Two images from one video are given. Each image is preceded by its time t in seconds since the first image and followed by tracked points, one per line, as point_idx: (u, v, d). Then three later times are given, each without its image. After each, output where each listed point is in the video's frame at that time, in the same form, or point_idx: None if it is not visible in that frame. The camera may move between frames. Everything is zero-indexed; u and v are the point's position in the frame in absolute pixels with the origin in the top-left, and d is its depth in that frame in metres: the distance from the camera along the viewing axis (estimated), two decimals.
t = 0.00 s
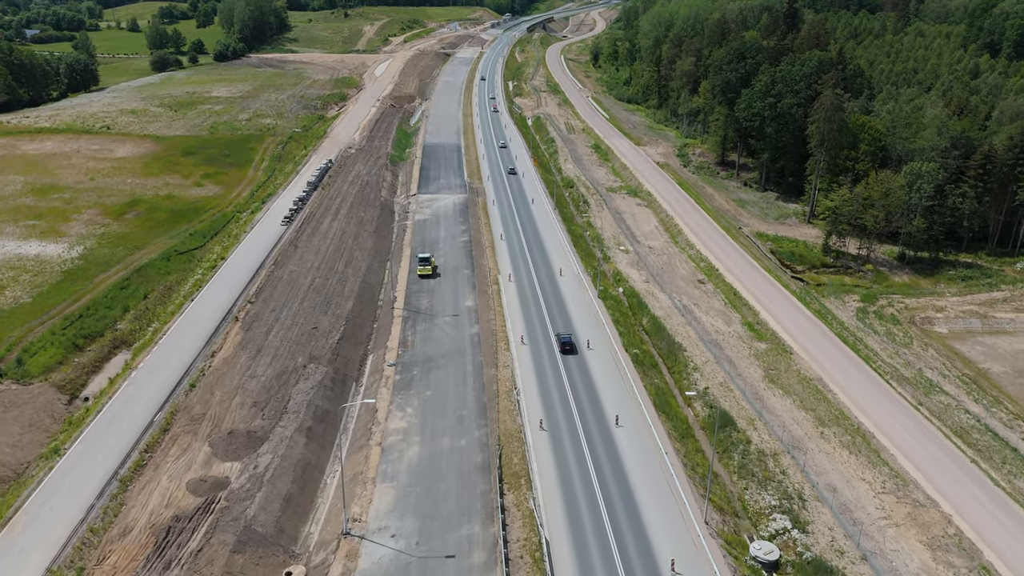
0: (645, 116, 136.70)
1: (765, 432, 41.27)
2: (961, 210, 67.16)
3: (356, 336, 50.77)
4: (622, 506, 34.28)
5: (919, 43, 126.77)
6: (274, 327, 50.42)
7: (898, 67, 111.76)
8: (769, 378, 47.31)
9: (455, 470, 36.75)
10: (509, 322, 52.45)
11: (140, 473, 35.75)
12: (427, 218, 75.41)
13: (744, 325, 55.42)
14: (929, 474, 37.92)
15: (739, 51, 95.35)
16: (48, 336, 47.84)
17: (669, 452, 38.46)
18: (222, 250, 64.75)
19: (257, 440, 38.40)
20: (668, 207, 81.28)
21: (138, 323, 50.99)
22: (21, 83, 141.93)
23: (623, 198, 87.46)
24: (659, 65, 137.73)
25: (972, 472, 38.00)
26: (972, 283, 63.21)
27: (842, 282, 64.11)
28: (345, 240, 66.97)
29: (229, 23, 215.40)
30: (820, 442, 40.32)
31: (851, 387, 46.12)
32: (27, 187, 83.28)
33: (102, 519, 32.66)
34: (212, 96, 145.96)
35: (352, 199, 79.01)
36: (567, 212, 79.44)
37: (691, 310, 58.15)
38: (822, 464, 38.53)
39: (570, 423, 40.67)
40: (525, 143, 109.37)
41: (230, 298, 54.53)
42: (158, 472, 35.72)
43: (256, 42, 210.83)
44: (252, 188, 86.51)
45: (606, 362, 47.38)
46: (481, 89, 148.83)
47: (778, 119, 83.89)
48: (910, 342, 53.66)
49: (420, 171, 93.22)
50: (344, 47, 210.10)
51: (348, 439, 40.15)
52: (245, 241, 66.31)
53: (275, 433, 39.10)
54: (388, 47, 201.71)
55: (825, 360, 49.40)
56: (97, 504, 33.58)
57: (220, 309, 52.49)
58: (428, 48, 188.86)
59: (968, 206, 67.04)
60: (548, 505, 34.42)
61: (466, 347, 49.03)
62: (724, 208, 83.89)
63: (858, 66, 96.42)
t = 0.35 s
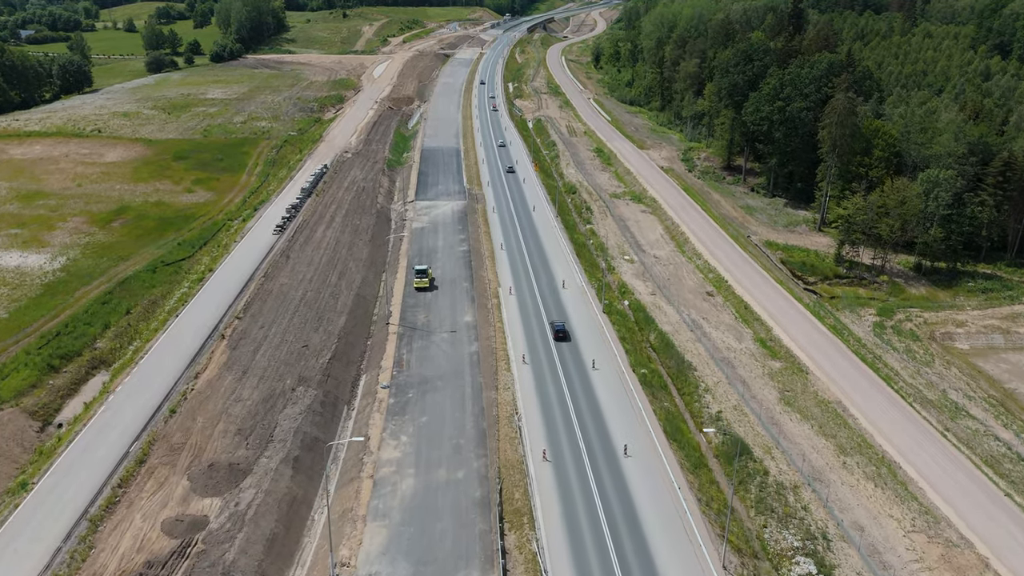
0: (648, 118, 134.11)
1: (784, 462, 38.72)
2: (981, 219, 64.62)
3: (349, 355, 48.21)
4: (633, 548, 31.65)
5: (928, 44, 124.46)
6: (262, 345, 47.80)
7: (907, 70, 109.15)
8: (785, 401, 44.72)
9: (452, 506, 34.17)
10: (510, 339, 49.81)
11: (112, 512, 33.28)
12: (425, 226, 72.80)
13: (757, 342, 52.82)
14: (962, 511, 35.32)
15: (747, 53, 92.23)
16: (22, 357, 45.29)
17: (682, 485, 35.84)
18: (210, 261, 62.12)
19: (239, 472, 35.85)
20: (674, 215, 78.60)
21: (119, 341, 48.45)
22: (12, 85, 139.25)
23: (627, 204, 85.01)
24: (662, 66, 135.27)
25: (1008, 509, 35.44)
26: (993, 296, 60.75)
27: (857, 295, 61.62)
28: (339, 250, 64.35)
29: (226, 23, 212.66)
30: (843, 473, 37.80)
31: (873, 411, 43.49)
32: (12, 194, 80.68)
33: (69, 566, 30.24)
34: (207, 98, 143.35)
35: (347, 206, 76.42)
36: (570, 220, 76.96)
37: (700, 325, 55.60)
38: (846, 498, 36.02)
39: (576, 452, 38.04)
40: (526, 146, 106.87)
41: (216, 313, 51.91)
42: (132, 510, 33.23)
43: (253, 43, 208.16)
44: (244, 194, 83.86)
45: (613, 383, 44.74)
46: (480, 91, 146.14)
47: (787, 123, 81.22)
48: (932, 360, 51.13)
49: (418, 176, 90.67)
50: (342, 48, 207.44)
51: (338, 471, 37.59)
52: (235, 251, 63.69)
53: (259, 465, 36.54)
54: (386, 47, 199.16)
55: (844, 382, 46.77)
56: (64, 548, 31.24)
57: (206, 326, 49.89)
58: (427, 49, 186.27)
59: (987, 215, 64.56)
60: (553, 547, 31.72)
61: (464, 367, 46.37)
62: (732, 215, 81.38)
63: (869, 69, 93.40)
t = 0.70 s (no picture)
0: (651, 121, 131.55)
1: (805, 496, 36.14)
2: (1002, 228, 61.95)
3: (340, 376, 45.60)
4: None
5: (936, 45, 122.09)
6: (248, 367, 45.18)
7: (916, 72, 106.72)
8: (803, 427, 42.11)
9: (448, 549, 31.54)
10: (512, 358, 47.11)
11: (80, 556, 30.84)
12: (422, 235, 70.17)
13: (771, 360, 50.19)
14: (1001, 555, 32.66)
15: (755, 55, 89.17)
16: None
17: (697, 523, 33.16)
18: (198, 272, 59.54)
19: (219, 510, 33.27)
20: (680, 222, 75.96)
21: (97, 362, 45.95)
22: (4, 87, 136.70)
23: (632, 211, 82.56)
24: (665, 67, 132.87)
25: None
26: (1015, 309, 58.16)
27: (873, 308, 59.11)
28: (332, 261, 61.68)
29: (223, 24, 210.06)
30: (869, 509, 35.26)
31: (897, 439, 40.85)
32: None
33: None
34: (201, 100, 140.80)
35: (342, 214, 73.77)
36: (572, 228, 74.45)
37: (711, 341, 52.99)
38: (873, 538, 33.49)
39: (583, 487, 35.33)
40: (527, 150, 104.34)
41: (202, 330, 49.25)
42: (101, 554, 30.75)
43: (250, 43, 205.54)
44: (236, 200, 81.26)
45: (621, 408, 42.04)
46: (480, 92, 143.58)
47: (797, 127, 78.50)
48: (956, 380, 48.54)
49: (416, 181, 88.06)
50: (340, 49, 204.75)
51: (326, 507, 35.00)
52: (224, 262, 61.13)
53: (241, 501, 33.96)
54: (385, 47, 196.75)
55: (865, 405, 44.15)
56: None
57: (190, 345, 47.28)
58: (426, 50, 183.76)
59: (1009, 224, 61.95)
60: None
61: (462, 389, 43.73)
62: (739, 221, 78.85)
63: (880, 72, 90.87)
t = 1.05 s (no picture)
0: (655, 123, 128.96)
1: (831, 536, 33.58)
2: None
3: (332, 400, 43.00)
4: None
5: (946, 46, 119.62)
6: (234, 389, 42.58)
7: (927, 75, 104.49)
8: (825, 456, 39.54)
9: None
10: (514, 380, 44.49)
11: None
12: (420, 244, 67.61)
13: (787, 381, 47.53)
14: None
15: (763, 57, 86.52)
16: None
17: (715, 569, 30.54)
18: (185, 285, 57.00)
19: (195, 554, 30.75)
20: (688, 230, 73.34)
21: (74, 383, 43.50)
22: None
23: (637, 218, 80.02)
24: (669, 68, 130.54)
25: None
26: None
27: (892, 323, 56.58)
28: (325, 273, 59.04)
29: (221, 24, 207.51)
30: (900, 551, 32.72)
31: (926, 472, 38.25)
32: None
33: None
34: (197, 102, 138.26)
35: (338, 222, 71.19)
36: (576, 236, 71.95)
37: (723, 359, 50.43)
38: None
39: (591, 527, 32.71)
40: (528, 153, 101.78)
41: (186, 349, 46.62)
42: None
43: (248, 44, 203.03)
44: (229, 207, 78.71)
45: (631, 436, 39.39)
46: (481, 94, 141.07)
47: (809, 131, 76.00)
48: (984, 404, 45.96)
49: (414, 186, 85.54)
50: (340, 49, 202.25)
51: (313, 549, 32.48)
52: (212, 274, 58.55)
53: (220, 544, 31.45)
54: (385, 48, 194.30)
55: (890, 433, 41.50)
56: None
57: (173, 365, 44.69)
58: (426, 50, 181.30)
59: None
60: None
61: (461, 414, 41.12)
62: (749, 229, 76.31)
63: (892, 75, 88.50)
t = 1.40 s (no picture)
0: (660, 126, 126.31)
1: None
2: None
3: (323, 426, 40.39)
4: None
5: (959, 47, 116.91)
6: (219, 415, 39.97)
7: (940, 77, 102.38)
8: (851, 490, 36.91)
9: None
10: (518, 405, 41.82)
11: None
12: (419, 254, 64.99)
13: (806, 404, 44.87)
14: None
15: (774, 59, 83.51)
16: None
17: None
18: (172, 299, 54.47)
19: None
20: (697, 239, 70.67)
21: (50, 409, 41.11)
22: None
23: (644, 225, 77.43)
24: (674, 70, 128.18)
25: None
26: None
27: (914, 340, 53.85)
28: (319, 287, 56.34)
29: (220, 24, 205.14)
30: None
31: (961, 509, 35.61)
32: None
33: None
34: (193, 104, 135.82)
35: (334, 230, 68.54)
36: (581, 245, 69.32)
37: (738, 380, 47.74)
38: None
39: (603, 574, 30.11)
40: (531, 157, 99.14)
41: (169, 370, 44.00)
42: None
43: (247, 44, 200.62)
44: (222, 214, 76.19)
45: (643, 467, 36.71)
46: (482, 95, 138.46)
47: (822, 136, 73.29)
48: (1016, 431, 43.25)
49: (413, 192, 82.97)
50: (340, 50, 199.73)
51: None
52: (201, 286, 55.97)
53: None
54: (386, 48, 191.86)
55: (920, 464, 38.82)
56: None
57: (155, 388, 42.10)
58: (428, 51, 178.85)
59: None
60: None
61: (461, 443, 38.51)
62: (759, 237, 73.66)
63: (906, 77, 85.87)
